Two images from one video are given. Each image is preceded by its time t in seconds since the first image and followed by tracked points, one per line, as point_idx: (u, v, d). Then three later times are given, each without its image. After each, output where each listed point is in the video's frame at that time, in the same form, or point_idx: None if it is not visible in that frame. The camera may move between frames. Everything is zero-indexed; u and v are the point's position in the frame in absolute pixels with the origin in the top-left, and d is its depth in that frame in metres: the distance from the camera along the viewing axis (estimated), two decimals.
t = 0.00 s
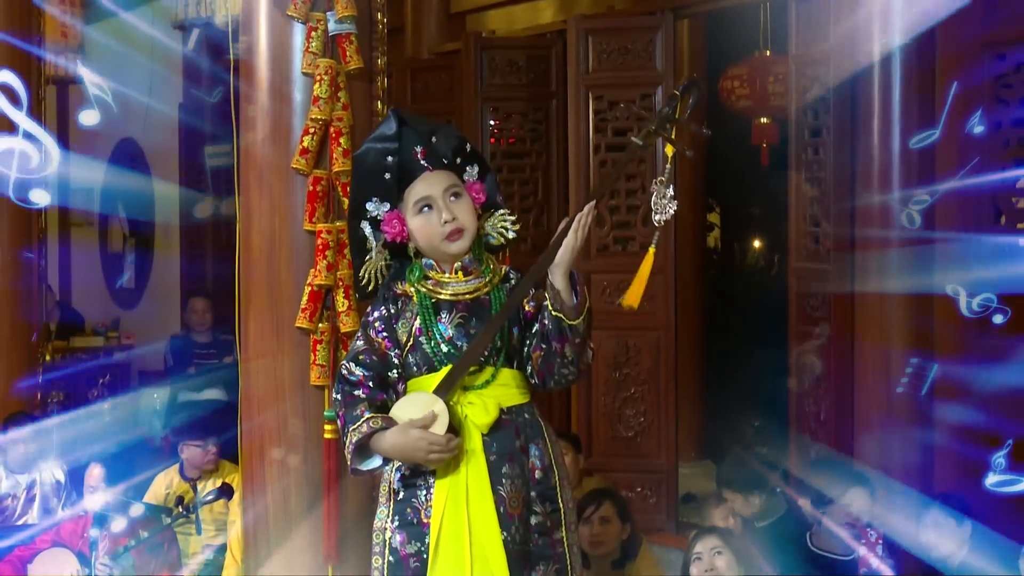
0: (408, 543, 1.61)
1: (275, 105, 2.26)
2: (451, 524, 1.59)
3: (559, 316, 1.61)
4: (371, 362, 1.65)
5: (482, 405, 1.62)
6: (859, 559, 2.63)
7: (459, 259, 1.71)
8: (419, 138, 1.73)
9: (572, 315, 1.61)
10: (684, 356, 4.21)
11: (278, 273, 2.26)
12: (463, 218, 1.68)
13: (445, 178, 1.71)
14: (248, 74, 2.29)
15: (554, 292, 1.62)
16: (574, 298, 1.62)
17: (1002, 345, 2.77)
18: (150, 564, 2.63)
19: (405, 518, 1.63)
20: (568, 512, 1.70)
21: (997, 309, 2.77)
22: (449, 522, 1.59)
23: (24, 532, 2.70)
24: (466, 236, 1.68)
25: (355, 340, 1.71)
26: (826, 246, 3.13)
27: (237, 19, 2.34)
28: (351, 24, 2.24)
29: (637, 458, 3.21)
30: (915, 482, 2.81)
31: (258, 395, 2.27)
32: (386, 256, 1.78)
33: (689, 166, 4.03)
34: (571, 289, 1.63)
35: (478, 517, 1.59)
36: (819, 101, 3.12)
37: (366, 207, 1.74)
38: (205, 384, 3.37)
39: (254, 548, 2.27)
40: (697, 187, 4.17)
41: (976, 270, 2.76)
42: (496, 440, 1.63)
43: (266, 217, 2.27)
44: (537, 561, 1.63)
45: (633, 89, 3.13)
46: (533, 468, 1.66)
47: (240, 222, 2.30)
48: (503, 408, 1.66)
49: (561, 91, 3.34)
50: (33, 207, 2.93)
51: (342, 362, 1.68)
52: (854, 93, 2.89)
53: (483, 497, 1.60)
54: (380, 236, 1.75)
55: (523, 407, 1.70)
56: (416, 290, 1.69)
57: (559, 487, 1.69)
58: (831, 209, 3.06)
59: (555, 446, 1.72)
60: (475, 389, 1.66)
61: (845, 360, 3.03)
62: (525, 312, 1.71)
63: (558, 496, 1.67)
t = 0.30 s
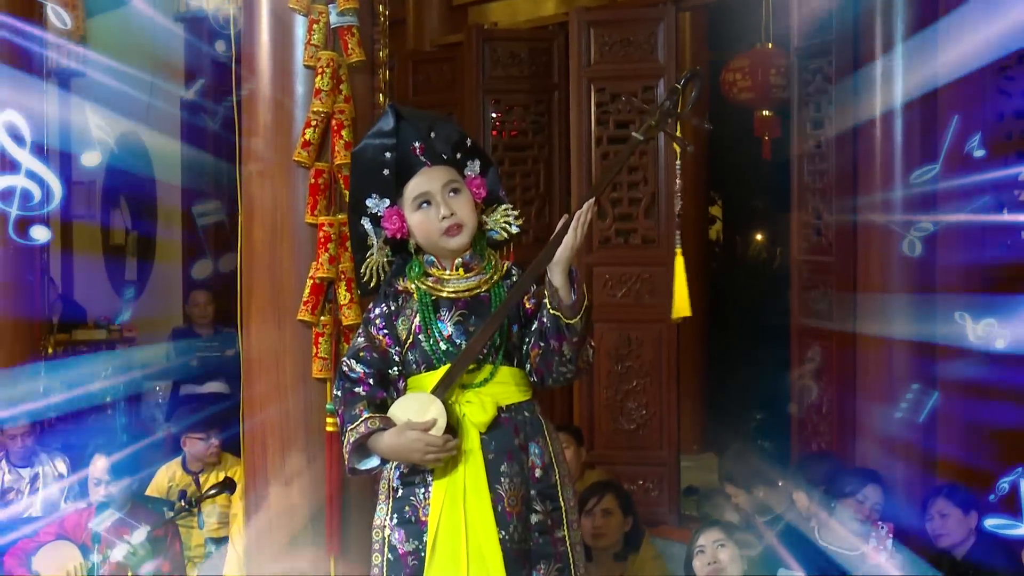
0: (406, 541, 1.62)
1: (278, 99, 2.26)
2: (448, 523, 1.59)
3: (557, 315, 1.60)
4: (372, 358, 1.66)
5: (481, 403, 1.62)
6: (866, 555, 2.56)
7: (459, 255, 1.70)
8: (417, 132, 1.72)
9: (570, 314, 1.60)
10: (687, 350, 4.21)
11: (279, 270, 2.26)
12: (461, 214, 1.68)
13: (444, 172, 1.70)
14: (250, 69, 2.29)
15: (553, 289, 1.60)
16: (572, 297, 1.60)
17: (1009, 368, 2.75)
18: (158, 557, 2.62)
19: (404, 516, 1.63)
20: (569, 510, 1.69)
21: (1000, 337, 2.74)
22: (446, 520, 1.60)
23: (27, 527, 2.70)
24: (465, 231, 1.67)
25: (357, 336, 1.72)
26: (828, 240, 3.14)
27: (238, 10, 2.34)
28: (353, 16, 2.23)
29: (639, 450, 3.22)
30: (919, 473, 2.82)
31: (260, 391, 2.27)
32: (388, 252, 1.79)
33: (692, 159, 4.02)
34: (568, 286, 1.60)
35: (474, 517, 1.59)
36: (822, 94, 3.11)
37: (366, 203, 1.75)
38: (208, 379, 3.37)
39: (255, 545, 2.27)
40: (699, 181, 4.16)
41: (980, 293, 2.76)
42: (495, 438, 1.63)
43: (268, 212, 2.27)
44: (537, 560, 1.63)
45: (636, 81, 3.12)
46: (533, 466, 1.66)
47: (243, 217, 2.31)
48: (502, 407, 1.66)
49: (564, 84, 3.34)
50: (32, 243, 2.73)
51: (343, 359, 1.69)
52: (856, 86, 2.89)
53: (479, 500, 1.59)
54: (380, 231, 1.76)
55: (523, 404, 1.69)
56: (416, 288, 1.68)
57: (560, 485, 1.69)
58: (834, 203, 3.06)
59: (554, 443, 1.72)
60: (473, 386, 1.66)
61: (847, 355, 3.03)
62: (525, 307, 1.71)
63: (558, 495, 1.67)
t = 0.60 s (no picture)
0: (407, 538, 1.62)
1: (283, 97, 2.27)
2: (447, 522, 1.59)
3: (558, 315, 1.61)
4: (374, 356, 1.66)
5: (483, 401, 1.63)
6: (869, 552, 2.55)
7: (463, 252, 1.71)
8: (422, 129, 1.72)
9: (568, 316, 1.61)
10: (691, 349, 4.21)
11: (283, 267, 2.27)
12: (465, 212, 1.68)
13: (448, 170, 1.70)
14: (254, 67, 2.29)
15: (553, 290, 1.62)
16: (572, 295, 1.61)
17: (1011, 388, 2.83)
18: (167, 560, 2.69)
19: (405, 512, 1.64)
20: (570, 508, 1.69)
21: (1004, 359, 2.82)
22: (446, 518, 1.60)
23: (31, 525, 2.65)
24: (468, 228, 1.68)
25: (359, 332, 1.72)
26: (832, 238, 3.14)
27: (243, 8, 2.34)
28: (358, 16, 2.22)
29: (643, 448, 3.22)
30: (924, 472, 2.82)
31: (265, 387, 2.28)
32: (391, 247, 1.78)
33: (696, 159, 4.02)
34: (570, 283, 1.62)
35: (474, 515, 1.59)
36: (826, 93, 3.12)
37: (368, 198, 1.74)
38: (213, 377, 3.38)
39: (260, 542, 2.28)
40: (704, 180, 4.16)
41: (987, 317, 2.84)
42: (496, 436, 1.63)
43: (273, 210, 2.28)
44: (538, 556, 1.63)
45: (640, 80, 3.13)
46: (534, 463, 1.65)
47: (247, 214, 2.31)
48: (503, 404, 1.65)
49: (568, 83, 3.34)
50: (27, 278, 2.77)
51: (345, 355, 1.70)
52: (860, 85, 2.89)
53: (479, 497, 1.59)
54: (383, 226, 1.75)
55: (526, 402, 1.68)
56: (420, 284, 1.69)
57: (561, 481, 1.69)
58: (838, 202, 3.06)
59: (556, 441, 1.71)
60: (475, 384, 1.66)
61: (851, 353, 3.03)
62: (529, 304, 1.71)
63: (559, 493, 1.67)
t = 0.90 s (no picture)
0: (413, 537, 1.62)
1: (287, 97, 2.26)
2: (454, 523, 1.59)
3: (554, 336, 1.62)
4: (379, 355, 1.65)
5: (489, 402, 1.63)
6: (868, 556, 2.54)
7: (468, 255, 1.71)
8: (430, 130, 1.72)
9: (563, 335, 1.61)
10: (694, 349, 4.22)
11: (287, 266, 2.27)
12: (471, 214, 1.67)
13: (454, 171, 1.69)
14: (259, 67, 2.29)
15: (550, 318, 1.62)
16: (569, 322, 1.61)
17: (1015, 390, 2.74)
18: (165, 556, 2.61)
19: (411, 512, 1.63)
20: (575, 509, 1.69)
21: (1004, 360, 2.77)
22: (451, 517, 1.60)
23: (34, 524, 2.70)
24: (473, 231, 1.67)
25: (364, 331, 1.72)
26: (837, 238, 3.15)
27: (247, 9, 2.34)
28: (361, 17, 2.21)
29: (647, 448, 3.22)
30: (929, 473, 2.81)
31: (269, 386, 2.28)
32: (396, 244, 1.78)
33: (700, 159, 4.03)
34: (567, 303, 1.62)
35: (480, 517, 1.59)
36: (830, 94, 3.12)
37: (374, 196, 1.74)
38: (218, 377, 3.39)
39: (264, 542, 2.28)
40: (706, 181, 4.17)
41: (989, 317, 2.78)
42: (502, 436, 1.63)
43: (277, 209, 2.28)
44: (542, 557, 1.63)
45: (642, 81, 3.12)
46: (539, 463, 1.65)
47: (251, 213, 2.31)
48: (509, 404, 1.65)
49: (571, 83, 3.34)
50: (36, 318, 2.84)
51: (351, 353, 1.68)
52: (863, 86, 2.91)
53: (485, 500, 1.59)
54: (388, 224, 1.75)
55: (530, 402, 1.69)
56: (425, 282, 1.69)
57: (566, 481, 1.69)
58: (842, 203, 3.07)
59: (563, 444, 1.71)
60: (482, 385, 1.65)
61: (855, 353, 3.04)
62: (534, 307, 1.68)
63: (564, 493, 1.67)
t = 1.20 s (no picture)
0: (413, 541, 1.62)
1: (290, 97, 2.26)
2: (454, 525, 1.60)
3: (557, 339, 1.62)
4: (381, 356, 1.65)
5: (491, 406, 1.63)
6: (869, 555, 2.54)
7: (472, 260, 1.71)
8: (443, 136, 1.69)
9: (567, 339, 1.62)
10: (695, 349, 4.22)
11: (289, 264, 2.27)
12: (475, 225, 1.67)
13: (463, 181, 1.68)
14: (262, 67, 2.29)
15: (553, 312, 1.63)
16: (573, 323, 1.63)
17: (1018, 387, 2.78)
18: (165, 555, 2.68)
19: (411, 516, 1.63)
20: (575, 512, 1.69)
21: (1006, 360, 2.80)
22: (453, 518, 1.60)
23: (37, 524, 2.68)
24: (476, 241, 1.67)
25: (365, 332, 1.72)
26: (838, 240, 3.15)
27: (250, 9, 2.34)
28: (363, 16, 2.22)
29: (648, 450, 3.22)
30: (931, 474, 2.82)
31: (270, 388, 2.28)
32: (401, 239, 1.77)
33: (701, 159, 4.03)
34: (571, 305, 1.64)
35: (481, 518, 1.59)
36: (832, 94, 3.12)
37: (382, 194, 1.73)
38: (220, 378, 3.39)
39: (265, 544, 2.28)
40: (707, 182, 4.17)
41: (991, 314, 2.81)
42: (503, 440, 1.63)
43: (280, 208, 2.28)
44: (543, 560, 1.63)
45: (644, 80, 3.14)
46: (540, 468, 1.66)
47: (254, 212, 2.31)
48: (512, 408, 1.66)
49: (573, 84, 3.34)
50: (29, 353, 2.86)
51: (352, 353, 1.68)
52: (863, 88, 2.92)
53: (487, 502, 1.59)
54: (393, 222, 1.75)
55: (530, 406, 1.69)
56: (427, 285, 1.70)
57: (566, 485, 1.69)
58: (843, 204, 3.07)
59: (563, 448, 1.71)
60: (484, 388, 1.66)
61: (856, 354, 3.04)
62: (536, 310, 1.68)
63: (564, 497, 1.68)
